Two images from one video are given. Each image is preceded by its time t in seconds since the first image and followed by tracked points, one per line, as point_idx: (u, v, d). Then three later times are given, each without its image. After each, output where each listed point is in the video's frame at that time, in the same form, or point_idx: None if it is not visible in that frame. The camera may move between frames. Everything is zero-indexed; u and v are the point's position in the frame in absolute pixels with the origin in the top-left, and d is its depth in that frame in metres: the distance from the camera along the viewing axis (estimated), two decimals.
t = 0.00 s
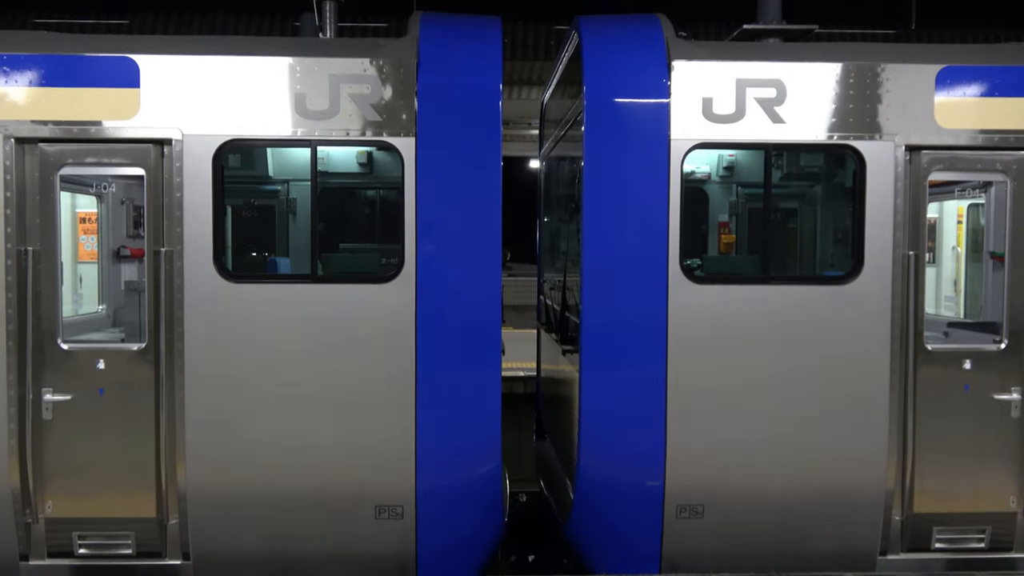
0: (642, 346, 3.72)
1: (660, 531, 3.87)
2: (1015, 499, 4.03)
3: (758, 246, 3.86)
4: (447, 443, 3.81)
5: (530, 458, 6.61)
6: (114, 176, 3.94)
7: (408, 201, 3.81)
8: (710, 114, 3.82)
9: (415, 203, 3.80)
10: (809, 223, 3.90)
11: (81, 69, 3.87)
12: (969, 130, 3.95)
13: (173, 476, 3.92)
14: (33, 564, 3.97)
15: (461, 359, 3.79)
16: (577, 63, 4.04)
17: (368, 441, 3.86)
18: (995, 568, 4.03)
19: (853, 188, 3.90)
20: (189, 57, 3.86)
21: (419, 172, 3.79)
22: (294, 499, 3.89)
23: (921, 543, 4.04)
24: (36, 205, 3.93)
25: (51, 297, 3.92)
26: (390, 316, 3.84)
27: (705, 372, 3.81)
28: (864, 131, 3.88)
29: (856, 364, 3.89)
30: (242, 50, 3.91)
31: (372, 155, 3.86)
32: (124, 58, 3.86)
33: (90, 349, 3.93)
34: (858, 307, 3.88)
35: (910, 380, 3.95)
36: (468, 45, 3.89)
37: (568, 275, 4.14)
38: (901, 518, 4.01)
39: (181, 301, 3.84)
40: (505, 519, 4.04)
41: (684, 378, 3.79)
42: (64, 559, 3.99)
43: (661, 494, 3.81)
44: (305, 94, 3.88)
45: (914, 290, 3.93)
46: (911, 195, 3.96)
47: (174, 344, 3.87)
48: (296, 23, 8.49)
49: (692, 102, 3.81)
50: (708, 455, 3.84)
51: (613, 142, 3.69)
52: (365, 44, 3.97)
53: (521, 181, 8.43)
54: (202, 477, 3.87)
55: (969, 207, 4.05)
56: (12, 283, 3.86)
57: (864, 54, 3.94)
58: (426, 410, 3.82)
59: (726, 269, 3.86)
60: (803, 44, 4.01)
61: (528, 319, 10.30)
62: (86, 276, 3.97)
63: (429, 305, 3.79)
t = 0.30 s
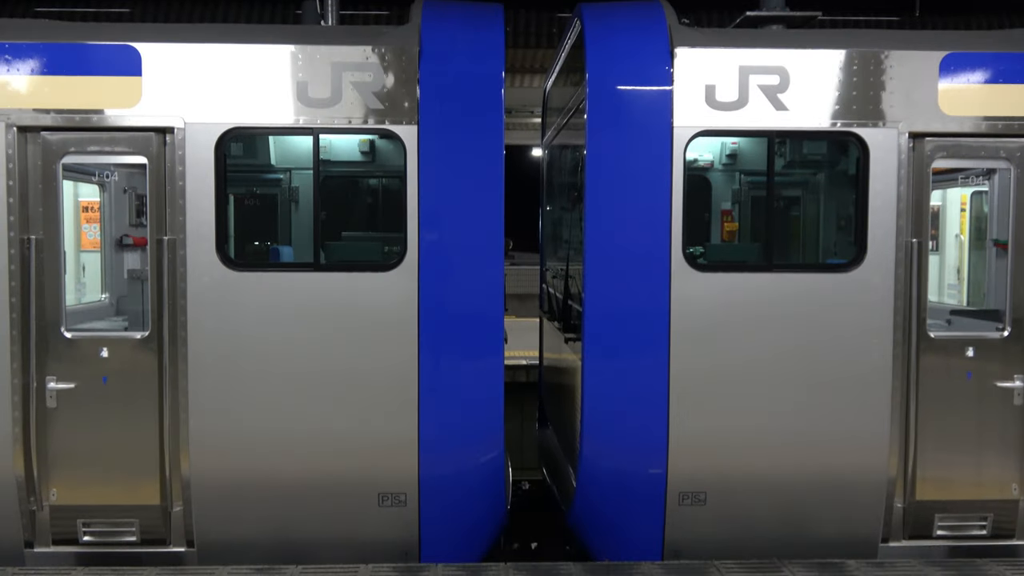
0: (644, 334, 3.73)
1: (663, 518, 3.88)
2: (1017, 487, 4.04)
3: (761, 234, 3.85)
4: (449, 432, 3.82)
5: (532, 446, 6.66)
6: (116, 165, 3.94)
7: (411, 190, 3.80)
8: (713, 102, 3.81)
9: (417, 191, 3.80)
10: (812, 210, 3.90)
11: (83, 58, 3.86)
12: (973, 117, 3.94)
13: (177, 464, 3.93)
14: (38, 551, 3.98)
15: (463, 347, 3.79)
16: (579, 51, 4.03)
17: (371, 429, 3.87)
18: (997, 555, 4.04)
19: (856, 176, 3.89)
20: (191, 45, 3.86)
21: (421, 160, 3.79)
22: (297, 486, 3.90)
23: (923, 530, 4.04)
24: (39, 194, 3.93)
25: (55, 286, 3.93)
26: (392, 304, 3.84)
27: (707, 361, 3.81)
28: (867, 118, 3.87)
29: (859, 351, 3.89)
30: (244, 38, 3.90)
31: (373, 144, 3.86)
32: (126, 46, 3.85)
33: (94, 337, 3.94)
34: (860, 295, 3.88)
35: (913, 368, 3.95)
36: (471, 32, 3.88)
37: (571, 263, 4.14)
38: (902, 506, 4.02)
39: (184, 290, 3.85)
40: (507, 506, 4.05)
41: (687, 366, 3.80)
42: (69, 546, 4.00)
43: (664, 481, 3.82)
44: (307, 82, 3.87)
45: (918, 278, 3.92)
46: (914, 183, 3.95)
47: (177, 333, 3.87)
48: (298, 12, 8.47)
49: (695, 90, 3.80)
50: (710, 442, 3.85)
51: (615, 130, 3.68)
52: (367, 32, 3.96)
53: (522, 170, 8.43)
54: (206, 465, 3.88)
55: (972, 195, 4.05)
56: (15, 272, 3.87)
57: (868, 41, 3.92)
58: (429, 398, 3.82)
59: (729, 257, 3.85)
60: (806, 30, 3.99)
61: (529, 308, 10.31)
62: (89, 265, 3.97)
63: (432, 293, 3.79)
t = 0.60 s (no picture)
0: (644, 324, 3.73)
1: (662, 507, 3.89)
2: (1016, 476, 4.05)
3: (761, 224, 3.85)
4: (449, 421, 3.83)
5: (531, 436, 6.67)
6: (116, 152, 3.94)
7: (410, 178, 3.80)
8: (715, 91, 3.81)
9: (417, 180, 3.80)
10: (813, 200, 3.89)
11: (83, 45, 3.85)
12: (974, 107, 3.93)
13: (177, 452, 3.94)
14: (39, 538, 4.00)
15: (463, 337, 3.80)
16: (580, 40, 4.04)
17: (371, 417, 3.88)
18: (995, 544, 4.05)
19: (856, 166, 3.89)
20: (192, 32, 3.84)
21: (421, 149, 3.78)
22: (298, 474, 3.91)
23: (921, 519, 4.06)
24: (39, 181, 3.93)
25: (54, 273, 3.93)
26: (392, 293, 3.84)
27: (707, 350, 3.82)
28: (868, 108, 3.87)
29: (859, 341, 3.89)
30: (244, 25, 3.89)
31: (372, 133, 3.85)
32: (125, 33, 3.84)
33: (94, 325, 3.94)
34: (860, 285, 3.88)
35: (912, 358, 3.96)
36: (471, 20, 3.86)
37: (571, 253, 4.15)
38: (901, 495, 4.03)
39: (185, 278, 3.85)
40: (507, 494, 4.06)
41: (686, 355, 3.80)
42: (70, 533, 4.02)
43: (663, 470, 3.83)
44: (307, 69, 3.86)
45: (917, 268, 3.93)
46: (915, 173, 3.95)
47: (178, 321, 3.87)
48: None
49: (696, 79, 3.79)
50: (710, 431, 3.85)
51: (616, 120, 3.68)
52: (367, 19, 3.95)
53: (523, 160, 8.42)
54: (206, 452, 3.89)
55: (973, 185, 4.05)
56: (15, 259, 3.86)
57: (870, 30, 3.91)
58: (429, 387, 3.83)
59: (730, 247, 3.85)
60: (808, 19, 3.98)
61: (529, 298, 10.31)
62: (90, 253, 3.98)
63: (432, 283, 3.80)
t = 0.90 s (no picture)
0: (643, 312, 3.73)
1: (661, 495, 3.90)
2: (1014, 466, 4.05)
3: (761, 213, 3.85)
4: (448, 409, 3.84)
5: (531, 425, 6.69)
6: (115, 140, 3.94)
7: (410, 166, 3.79)
8: (715, 79, 3.79)
9: (417, 168, 3.79)
10: (813, 189, 3.89)
11: (82, 31, 3.84)
12: (975, 96, 3.92)
13: (177, 440, 3.94)
14: (39, 524, 4.00)
15: (462, 325, 3.80)
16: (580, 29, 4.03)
17: (370, 405, 3.88)
18: (993, 533, 4.06)
19: (857, 155, 3.88)
20: (190, 19, 3.83)
21: (421, 137, 3.78)
22: (297, 461, 3.92)
23: (919, 508, 4.07)
24: (38, 168, 3.92)
25: (54, 261, 3.93)
26: (392, 280, 3.84)
27: (706, 339, 3.82)
28: (869, 97, 3.86)
29: (858, 330, 3.89)
30: (243, 11, 3.88)
31: (372, 120, 3.84)
32: (124, 19, 3.83)
33: (93, 313, 3.94)
34: (859, 274, 3.88)
35: (911, 348, 3.97)
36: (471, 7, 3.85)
37: (571, 242, 4.14)
38: (899, 484, 4.04)
39: (184, 266, 3.85)
40: (506, 482, 4.07)
41: (686, 344, 3.80)
42: (70, 520, 4.03)
43: (662, 459, 3.84)
44: (306, 56, 3.85)
45: (918, 257, 3.92)
46: (915, 162, 3.94)
47: (177, 309, 3.87)
48: None
49: (696, 67, 3.78)
50: (708, 420, 3.86)
51: (616, 108, 3.67)
52: (367, 6, 3.93)
53: (524, 151, 8.41)
54: (205, 439, 3.89)
55: (973, 175, 4.05)
56: (14, 246, 3.86)
57: (871, 18, 3.90)
58: (428, 375, 3.83)
59: (729, 235, 3.85)
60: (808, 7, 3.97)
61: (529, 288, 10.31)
62: (89, 241, 3.98)
63: (432, 271, 3.80)
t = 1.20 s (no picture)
0: (643, 301, 3.73)
1: (660, 483, 3.91)
2: (1012, 454, 4.06)
3: (761, 201, 3.84)
4: (448, 397, 3.84)
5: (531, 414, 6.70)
6: (114, 127, 3.93)
7: (410, 154, 3.79)
8: (716, 67, 3.78)
9: (417, 156, 3.78)
10: (813, 178, 3.88)
11: (80, 18, 3.82)
12: (976, 85, 3.92)
13: (177, 427, 3.95)
14: (39, 511, 4.01)
15: (462, 313, 3.80)
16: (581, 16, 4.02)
17: (369, 393, 3.88)
18: (991, 521, 4.08)
19: (857, 143, 3.88)
20: (189, 6, 3.82)
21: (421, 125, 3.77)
22: (297, 449, 3.92)
23: (918, 497, 4.08)
24: (37, 155, 3.91)
25: (54, 248, 3.92)
26: (391, 269, 3.84)
27: (706, 327, 3.82)
28: (869, 85, 3.85)
29: (857, 319, 3.89)
30: None
31: (372, 108, 3.83)
32: (123, 6, 3.81)
33: (93, 301, 3.94)
34: (859, 263, 3.88)
35: (911, 336, 3.97)
36: None
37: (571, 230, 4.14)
38: (898, 473, 4.04)
39: (184, 253, 3.84)
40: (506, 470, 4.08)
41: (685, 332, 3.80)
42: (70, 507, 4.03)
43: (661, 447, 3.85)
44: (306, 44, 3.84)
45: (918, 246, 3.92)
46: (916, 151, 3.94)
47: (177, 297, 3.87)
48: None
49: (697, 55, 3.77)
50: (708, 408, 3.86)
51: (616, 96, 3.66)
52: None
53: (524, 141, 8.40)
54: (205, 427, 3.90)
55: (974, 164, 4.04)
56: (14, 233, 3.86)
57: (872, 6, 3.89)
58: (428, 363, 3.84)
59: (729, 224, 3.84)
60: None
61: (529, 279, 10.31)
62: (89, 228, 3.98)
63: (432, 259, 3.80)
